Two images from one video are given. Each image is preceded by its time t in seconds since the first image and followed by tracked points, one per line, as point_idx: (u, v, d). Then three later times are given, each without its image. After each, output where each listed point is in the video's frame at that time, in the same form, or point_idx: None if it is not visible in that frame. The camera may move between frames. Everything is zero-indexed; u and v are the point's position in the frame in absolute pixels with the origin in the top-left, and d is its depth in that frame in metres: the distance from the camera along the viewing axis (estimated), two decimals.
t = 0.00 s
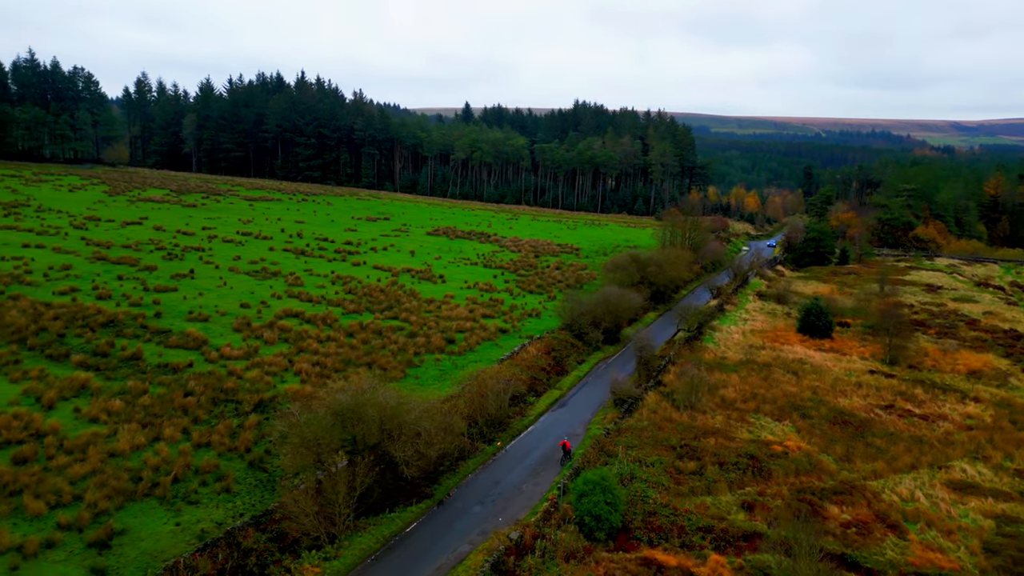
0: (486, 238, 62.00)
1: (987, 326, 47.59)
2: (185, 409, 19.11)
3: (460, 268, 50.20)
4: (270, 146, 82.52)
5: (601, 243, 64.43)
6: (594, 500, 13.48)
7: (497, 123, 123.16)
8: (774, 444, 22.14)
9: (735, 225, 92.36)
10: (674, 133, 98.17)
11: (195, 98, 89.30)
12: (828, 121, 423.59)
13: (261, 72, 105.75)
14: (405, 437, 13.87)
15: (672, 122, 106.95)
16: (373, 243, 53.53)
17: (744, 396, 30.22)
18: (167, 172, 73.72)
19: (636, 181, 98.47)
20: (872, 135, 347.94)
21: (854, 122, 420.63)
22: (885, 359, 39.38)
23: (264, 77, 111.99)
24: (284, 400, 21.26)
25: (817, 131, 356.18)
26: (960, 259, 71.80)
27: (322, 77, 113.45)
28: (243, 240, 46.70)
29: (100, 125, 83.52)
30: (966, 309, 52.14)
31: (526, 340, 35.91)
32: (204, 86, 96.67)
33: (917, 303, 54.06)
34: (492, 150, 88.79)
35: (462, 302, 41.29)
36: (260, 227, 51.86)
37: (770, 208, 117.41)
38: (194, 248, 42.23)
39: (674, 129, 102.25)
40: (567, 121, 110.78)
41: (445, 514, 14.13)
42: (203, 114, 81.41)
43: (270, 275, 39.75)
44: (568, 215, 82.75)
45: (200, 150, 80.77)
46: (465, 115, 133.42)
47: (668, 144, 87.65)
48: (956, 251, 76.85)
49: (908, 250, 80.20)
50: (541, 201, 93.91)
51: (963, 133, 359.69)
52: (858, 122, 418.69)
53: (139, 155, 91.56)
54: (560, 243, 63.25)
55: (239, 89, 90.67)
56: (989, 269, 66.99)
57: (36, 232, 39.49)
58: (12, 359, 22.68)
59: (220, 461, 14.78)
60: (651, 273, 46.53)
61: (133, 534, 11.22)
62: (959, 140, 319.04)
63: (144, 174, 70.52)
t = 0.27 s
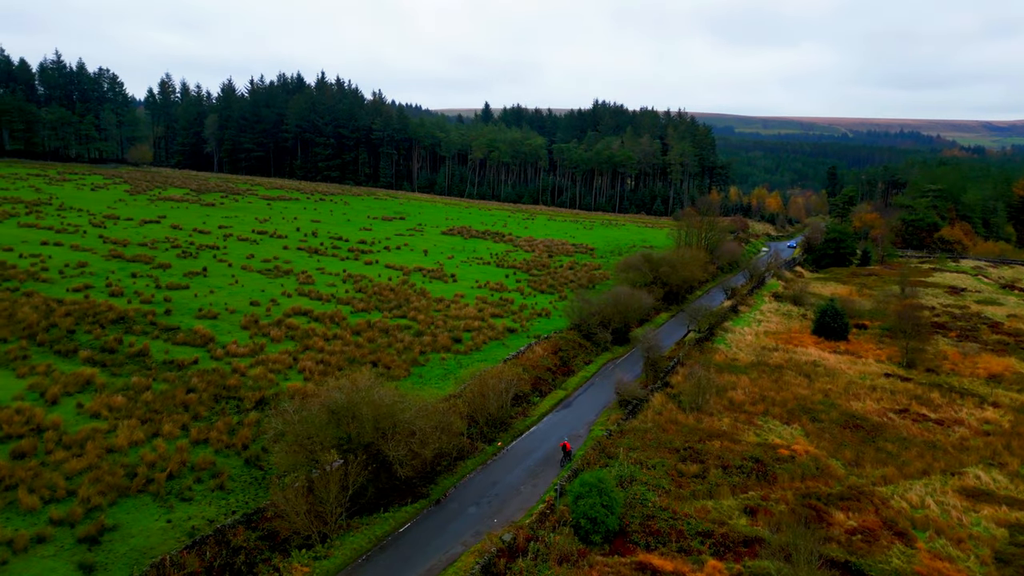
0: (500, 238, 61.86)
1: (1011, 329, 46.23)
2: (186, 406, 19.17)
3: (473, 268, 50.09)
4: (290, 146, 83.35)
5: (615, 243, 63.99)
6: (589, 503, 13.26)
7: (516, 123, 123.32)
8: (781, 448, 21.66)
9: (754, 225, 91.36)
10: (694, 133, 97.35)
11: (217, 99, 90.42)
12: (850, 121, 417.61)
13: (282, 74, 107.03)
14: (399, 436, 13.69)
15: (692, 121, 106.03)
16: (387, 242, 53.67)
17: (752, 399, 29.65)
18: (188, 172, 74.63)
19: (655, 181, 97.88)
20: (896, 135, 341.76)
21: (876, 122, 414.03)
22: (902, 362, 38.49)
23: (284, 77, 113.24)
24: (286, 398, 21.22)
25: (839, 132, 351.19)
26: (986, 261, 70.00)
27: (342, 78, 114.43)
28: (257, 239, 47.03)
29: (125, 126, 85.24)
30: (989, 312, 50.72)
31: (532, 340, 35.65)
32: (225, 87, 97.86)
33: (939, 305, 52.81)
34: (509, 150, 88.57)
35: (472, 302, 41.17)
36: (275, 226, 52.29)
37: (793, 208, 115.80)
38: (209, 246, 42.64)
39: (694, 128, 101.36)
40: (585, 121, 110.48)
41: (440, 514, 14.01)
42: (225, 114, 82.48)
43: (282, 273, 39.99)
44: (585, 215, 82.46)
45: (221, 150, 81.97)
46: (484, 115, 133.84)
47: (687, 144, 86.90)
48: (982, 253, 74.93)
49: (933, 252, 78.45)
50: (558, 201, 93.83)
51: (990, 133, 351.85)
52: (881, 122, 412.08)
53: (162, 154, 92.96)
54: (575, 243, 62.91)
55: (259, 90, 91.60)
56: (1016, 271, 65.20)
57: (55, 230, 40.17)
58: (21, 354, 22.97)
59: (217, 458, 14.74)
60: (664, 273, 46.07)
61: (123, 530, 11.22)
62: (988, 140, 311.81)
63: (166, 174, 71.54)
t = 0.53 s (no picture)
0: (515, 235, 61.59)
1: None
2: (188, 399, 19.20)
3: (486, 264, 49.91)
4: (310, 143, 84.00)
5: (631, 240, 63.39)
6: (586, 502, 12.99)
7: (536, 120, 123.11)
8: (789, 449, 21.17)
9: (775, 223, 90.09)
10: (716, 130, 96.25)
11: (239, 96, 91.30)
12: (874, 118, 409.84)
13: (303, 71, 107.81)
14: (394, 432, 13.54)
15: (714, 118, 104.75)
16: (401, 238, 53.71)
17: (760, 399, 29.11)
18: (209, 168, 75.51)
19: (675, 178, 96.99)
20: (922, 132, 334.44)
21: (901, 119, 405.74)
22: (919, 362, 37.60)
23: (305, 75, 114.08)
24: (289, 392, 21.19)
25: (863, 129, 344.78)
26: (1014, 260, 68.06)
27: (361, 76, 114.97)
28: (272, 235, 47.29)
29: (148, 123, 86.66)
30: (1015, 312, 49.26)
31: (539, 337, 35.38)
32: (247, 84, 98.88)
33: (963, 305, 51.48)
34: (527, 147, 88.28)
35: (482, 298, 40.98)
36: (291, 221, 52.61)
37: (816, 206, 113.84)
38: (224, 242, 42.97)
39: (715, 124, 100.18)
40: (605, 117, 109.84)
41: (435, 511, 13.88)
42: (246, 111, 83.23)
43: (294, 268, 40.15)
44: (603, 212, 81.93)
45: (242, 147, 82.91)
46: (504, 113, 133.81)
47: (709, 141, 85.89)
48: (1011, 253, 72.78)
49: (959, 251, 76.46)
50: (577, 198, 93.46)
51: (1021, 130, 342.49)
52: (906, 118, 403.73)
53: (184, 151, 93.57)
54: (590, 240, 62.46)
55: (280, 87, 92.22)
56: None
57: (75, 225, 40.77)
58: (31, 346, 23.25)
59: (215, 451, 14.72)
60: (679, 270, 45.53)
61: (115, 524, 11.24)
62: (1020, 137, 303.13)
63: (188, 170, 72.30)
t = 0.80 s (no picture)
0: (530, 231, 61.26)
1: None
2: (190, 392, 19.26)
3: (499, 260, 49.69)
4: (330, 139, 84.50)
5: (647, 237, 62.75)
6: (582, 502, 12.75)
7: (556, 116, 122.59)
8: (797, 450, 20.68)
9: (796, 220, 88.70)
10: (738, 126, 94.98)
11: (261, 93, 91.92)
12: (898, 114, 401.73)
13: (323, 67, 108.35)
14: (389, 427, 13.39)
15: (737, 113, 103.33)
16: (415, 234, 53.70)
17: (771, 398, 28.52)
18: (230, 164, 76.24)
19: (695, 175, 96.00)
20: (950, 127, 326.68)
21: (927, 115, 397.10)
22: (938, 363, 36.70)
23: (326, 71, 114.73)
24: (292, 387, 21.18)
25: (888, 125, 337.90)
26: None
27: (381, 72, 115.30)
28: (287, 230, 47.51)
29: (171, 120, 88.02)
30: None
31: (547, 333, 35.10)
32: (268, 81, 99.67)
33: (987, 305, 50.10)
34: (546, 143, 87.83)
35: (492, 294, 40.78)
36: (307, 217, 52.86)
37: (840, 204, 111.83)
38: (238, 236, 43.27)
39: (737, 120, 98.81)
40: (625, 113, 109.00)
41: (431, 508, 13.75)
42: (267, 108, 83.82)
43: (307, 263, 40.28)
44: (622, 209, 81.22)
45: (263, 143, 83.67)
46: (524, 109, 133.49)
47: (730, 137, 84.75)
48: None
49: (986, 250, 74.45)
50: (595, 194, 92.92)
51: None
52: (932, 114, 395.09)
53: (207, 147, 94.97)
54: (606, 236, 61.92)
55: (301, 84, 92.64)
56: None
57: (94, 219, 41.28)
58: (40, 338, 23.50)
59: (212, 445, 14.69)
60: (693, 267, 44.97)
61: (107, 516, 11.28)
62: None
63: (208, 166, 73.00)
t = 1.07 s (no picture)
0: (545, 228, 60.95)
1: None
2: (191, 386, 19.31)
3: (512, 257, 49.47)
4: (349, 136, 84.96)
5: (663, 234, 62.10)
6: (577, 502, 12.50)
7: (575, 113, 122.09)
8: (805, 451, 20.18)
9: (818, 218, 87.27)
10: (760, 123, 93.74)
11: (282, 91, 92.50)
12: (923, 111, 393.72)
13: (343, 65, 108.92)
14: (383, 424, 13.22)
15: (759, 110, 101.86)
16: (429, 231, 53.68)
17: (783, 398, 27.99)
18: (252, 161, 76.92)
19: (715, 172, 94.90)
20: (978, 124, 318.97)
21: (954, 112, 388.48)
22: (958, 363, 35.77)
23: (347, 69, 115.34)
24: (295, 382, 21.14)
25: (913, 122, 331.17)
26: None
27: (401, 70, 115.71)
28: (302, 226, 47.70)
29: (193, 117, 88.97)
30: None
31: (555, 330, 34.80)
32: (288, 79, 100.47)
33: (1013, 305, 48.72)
34: (564, 140, 87.38)
35: (502, 291, 40.56)
36: (323, 213, 53.13)
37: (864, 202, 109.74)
38: (252, 232, 43.57)
39: (758, 116, 97.39)
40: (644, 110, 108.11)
41: (426, 506, 13.60)
42: (287, 106, 84.43)
43: (319, 260, 40.39)
44: (640, 206, 80.55)
45: (283, 140, 84.41)
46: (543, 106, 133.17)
47: (751, 134, 83.68)
48: None
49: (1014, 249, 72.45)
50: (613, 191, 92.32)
51: None
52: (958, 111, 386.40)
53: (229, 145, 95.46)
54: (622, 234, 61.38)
55: (321, 82, 93.16)
56: None
57: (113, 215, 41.83)
58: (49, 331, 23.76)
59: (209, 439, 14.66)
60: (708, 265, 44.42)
61: (99, 510, 11.32)
62: None
63: (228, 163, 73.74)
